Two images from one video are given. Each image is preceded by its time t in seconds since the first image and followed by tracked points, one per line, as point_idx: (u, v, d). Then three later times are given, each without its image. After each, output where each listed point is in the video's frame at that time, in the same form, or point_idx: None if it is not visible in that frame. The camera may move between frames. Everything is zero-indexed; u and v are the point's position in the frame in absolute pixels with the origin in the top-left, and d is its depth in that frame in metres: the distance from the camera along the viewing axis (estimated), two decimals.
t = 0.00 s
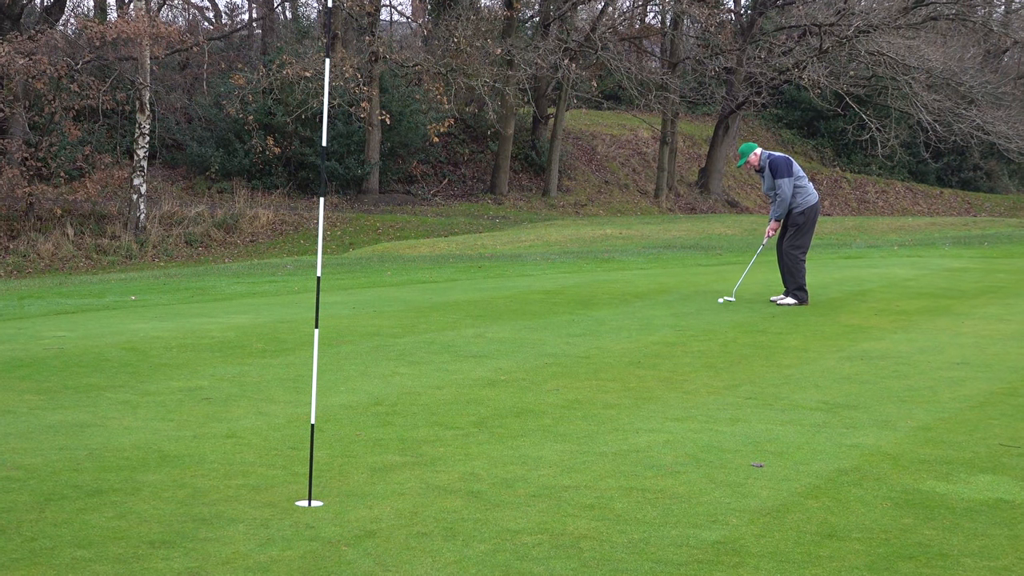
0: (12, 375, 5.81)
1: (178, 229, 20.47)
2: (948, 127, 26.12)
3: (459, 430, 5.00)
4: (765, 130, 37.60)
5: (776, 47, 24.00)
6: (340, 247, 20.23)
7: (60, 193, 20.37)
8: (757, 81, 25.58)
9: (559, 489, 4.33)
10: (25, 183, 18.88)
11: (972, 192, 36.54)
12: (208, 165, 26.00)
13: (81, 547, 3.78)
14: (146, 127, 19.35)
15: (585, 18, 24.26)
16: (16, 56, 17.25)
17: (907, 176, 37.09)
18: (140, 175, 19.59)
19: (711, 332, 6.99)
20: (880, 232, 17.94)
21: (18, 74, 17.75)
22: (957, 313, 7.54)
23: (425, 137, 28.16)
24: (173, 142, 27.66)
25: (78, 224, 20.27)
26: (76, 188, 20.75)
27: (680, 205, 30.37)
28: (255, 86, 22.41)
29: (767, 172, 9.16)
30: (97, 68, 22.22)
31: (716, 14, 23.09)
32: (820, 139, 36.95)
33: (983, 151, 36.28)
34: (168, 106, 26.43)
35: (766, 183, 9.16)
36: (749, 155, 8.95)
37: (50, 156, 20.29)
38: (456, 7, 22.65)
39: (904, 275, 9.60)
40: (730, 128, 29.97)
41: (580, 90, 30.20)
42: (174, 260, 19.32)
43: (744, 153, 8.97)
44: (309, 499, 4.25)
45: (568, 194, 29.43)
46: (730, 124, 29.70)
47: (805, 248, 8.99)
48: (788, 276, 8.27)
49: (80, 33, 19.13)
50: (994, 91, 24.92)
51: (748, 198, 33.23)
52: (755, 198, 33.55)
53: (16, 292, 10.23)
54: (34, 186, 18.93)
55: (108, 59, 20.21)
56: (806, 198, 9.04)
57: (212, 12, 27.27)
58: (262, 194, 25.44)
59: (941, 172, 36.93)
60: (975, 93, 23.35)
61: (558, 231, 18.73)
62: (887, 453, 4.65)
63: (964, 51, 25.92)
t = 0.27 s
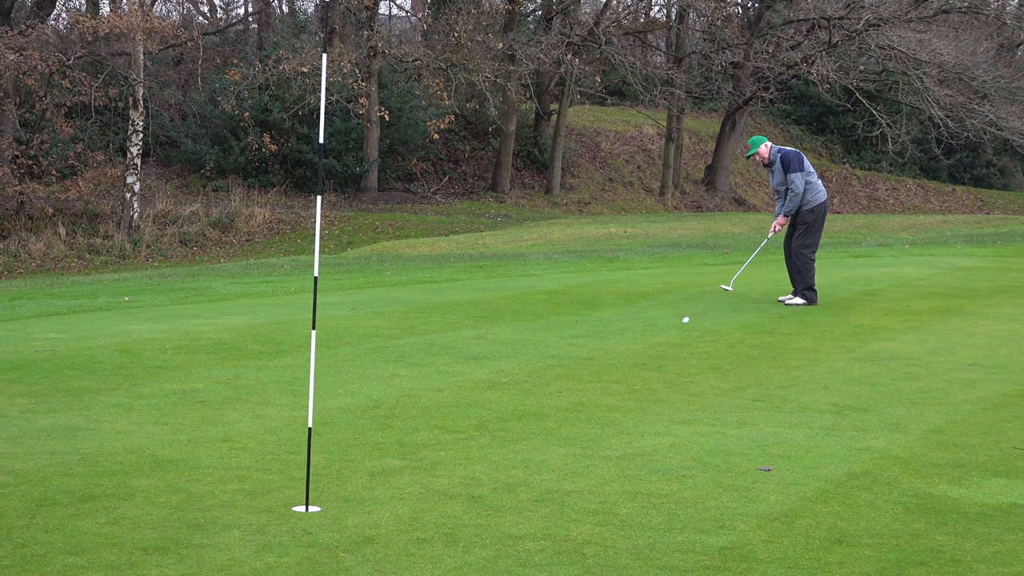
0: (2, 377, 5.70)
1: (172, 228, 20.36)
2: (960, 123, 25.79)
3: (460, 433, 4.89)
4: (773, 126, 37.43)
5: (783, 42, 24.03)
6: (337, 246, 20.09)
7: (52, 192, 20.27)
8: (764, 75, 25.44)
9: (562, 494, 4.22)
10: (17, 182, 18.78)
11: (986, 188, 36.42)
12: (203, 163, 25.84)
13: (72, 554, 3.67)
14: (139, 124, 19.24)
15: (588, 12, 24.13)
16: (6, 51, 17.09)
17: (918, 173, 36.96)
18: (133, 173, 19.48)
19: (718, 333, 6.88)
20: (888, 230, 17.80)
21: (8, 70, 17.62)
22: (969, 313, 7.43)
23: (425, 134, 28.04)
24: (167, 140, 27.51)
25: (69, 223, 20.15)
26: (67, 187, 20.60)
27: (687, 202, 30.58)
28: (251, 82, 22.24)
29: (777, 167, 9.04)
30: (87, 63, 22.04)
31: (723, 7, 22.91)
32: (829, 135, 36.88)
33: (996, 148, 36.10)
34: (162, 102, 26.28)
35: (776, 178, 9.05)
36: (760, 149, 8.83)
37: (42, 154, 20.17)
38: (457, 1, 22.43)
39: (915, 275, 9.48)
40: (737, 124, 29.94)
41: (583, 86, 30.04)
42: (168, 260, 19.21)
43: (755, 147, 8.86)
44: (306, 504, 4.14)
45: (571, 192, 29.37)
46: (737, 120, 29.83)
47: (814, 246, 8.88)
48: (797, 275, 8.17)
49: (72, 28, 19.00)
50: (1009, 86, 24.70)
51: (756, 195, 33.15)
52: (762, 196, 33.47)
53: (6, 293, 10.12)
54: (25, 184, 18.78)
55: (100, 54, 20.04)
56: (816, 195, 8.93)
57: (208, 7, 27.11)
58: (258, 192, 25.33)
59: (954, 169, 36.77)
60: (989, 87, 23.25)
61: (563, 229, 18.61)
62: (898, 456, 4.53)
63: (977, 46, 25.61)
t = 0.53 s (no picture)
0: None
1: (169, 228, 20.32)
2: (963, 121, 25.73)
3: (459, 434, 4.85)
4: (775, 125, 37.37)
5: (785, 40, 24.03)
6: (336, 246, 20.05)
7: (47, 192, 20.22)
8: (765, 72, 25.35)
9: (563, 496, 4.18)
10: (13, 182, 18.73)
11: (989, 187, 36.35)
12: (200, 163, 25.80)
13: (69, 557, 3.64)
14: (136, 123, 19.21)
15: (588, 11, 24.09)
16: (1, 50, 17.05)
17: (921, 172, 36.92)
18: (130, 172, 19.44)
19: (719, 333, 6.84)
20: (891, 229, 17.76)
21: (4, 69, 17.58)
22: (971, 313, 7.39)
23: (425, 133, 27.99)
24: (163, 139, 27.44)
25: (66, 223, 20.11)
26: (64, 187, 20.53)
27: (688, 202, 30.54)
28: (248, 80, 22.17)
29: (780, 165, 8.99)
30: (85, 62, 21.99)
31: (724, 4, 22.88)
32: (832, 133, 36.84)
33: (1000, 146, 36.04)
34: (160, 101, 26.23)
35: (777, 176, 9.00)
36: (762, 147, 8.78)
37: (37, 153, 20.13)
38: None
39: (918, 274, 9.43)
40: (738, 121, 29.49)
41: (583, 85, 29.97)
42: (165, 260, 19.17)
43: (758, 144, 8.80)
44: (305, 506, 4.11)
45: (572, 191, 29.36)
46: (738, 118, 29.47)
47: (815, 246, 8.85)
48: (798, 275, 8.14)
49: (68, 27, 18.97)
50: (1015, 84, 24.60)
51: (757, 194, 33.01)
52: (764, 194, 33.46)
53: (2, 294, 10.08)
54: (21, 183, 18.75)
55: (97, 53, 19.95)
56: (817, 194, 8.91)
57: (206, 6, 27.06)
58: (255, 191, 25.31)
59: (957, 168, 36.71)
60: (992, 86, 23.07)
61: (563, 228, 18.56)
62: (901, 457, 4.49)
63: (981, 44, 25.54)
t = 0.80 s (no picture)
0: None
1: (170, 228, 20.33)
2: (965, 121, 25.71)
3: (460, 434, 4.85)
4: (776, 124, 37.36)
5: (787, 40, 24.02)
6: (337, 246, 20.03)
7: (48, 192, 20.24)
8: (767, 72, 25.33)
9: (564, 495, 4.18)
10: (14, 182, 18.74)
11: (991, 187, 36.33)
12: (202, 163, 25.87)
13: (70, 556, 3.64)
14: (137, 123, 19.22)
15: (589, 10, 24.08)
16: (2, 50, 17.06)
17: (923, 172, 36.92)
18: (131, 172, 19.45)
19: (721, 333, 6.84)
20: (894, 229, 17.76)
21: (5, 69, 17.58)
22: (973, 312, 7.39)
23: (426, 133, 28.00)
24: (164, 138, 27.44)
25: (67, 223, 20.12)
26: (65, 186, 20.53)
27: (689, 202, 30.55)
28: (249, 80, 22.15)
29: (780, 164, 8.96)
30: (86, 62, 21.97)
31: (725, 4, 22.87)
32: (834, 133, 36.81)
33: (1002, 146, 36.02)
34: (161, 101, 26.22)
35: (778, 175, 8.97)
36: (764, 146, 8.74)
37: (38, 153, 20.14)
38: None
39: (920, 274, 9.43)
40: (739, 121, 29.57)
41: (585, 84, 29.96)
42: (166, 260, 19.17)
43: (760, 143, 8.76)
44: (306, 506, 4.11)
45: (573, 191, 29.36)
46: (740, 118, 29.55)
47: (814, 246, 8.85)
48: (800, 276, 8.13)
49: (68, 26, 18.98)
50: (1016, 83, 24.60)
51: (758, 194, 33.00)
52: (766, 194, 33.48)
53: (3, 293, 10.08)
54: (22, 183, 18.75)
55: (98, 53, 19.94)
56: (817, 194, 8.91)
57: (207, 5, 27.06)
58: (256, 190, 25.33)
59: (958, 168, 36.71)
60: (993, 86, 23.03)
61: (565, 228, 18.55)
62: (902, 457, 4.49)
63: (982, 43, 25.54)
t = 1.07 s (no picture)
0: (3, 378, 5.66)
1: (174, 227, 20.35)
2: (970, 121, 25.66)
3: (465, 434, 4.86)
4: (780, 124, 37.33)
5: (791, 39, 24.00)
6: (342, 246, 20.04)
7: (53, 191, 20.26)
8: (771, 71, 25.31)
9: (569, 495, 4.18)
10: (18, 181, 18.75)
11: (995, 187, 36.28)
12: (206, 162, 25.92)
13: (75, 555, 3.64)
14: (142, 122, 19.22)
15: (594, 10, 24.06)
16: (7, 49, 17.05)
17: (927, 172, 36.88)
18: (136, 172, 19.46)
19: (725, 333, 6.84)
20: (899, 229, 17.77)
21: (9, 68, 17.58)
22: (979, 312, 7.39)
23: (430, 132, 28.00)
24: (169, 138, 27.47)
25: (72, 222, 20.14)
26: (70, 185, 20.53)
27: (694, 201, 30.54)
28: (253, 79, 22.14)
29: (784, 163, 8.94)
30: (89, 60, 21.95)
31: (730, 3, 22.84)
32: (838, 133, 36.78)
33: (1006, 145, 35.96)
34: (164, 100, 26.22)
35: (782, 174, 8.95)
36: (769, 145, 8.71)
37: (43, 152, 20.15)
38: None
39: (926, 274, 9.43)
40: (743, 120, 29.68)
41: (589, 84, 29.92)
42: (171, 259, 19.19)
43: (765, 142, 8.73)
44: (311, 505, 4.11)
45: (577, 190, 29.35)
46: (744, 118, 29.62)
47: (818, 246, 8.85)
48: (805, 275, 8.13)
49: (73, 25, 18.98)
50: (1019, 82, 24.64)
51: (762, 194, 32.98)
52: (770, 194, 33.47)
53: (8, 292, 10.08)
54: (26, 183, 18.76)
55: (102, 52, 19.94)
56: (822, 193, 8.91)
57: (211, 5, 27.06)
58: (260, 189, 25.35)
59: (962, 168, 36.67)
60: (998, 85, 23.12)
61: (570, 228, 18.56)
62: (907, 457, 4.49)
63: (987, 43, 25.50)
